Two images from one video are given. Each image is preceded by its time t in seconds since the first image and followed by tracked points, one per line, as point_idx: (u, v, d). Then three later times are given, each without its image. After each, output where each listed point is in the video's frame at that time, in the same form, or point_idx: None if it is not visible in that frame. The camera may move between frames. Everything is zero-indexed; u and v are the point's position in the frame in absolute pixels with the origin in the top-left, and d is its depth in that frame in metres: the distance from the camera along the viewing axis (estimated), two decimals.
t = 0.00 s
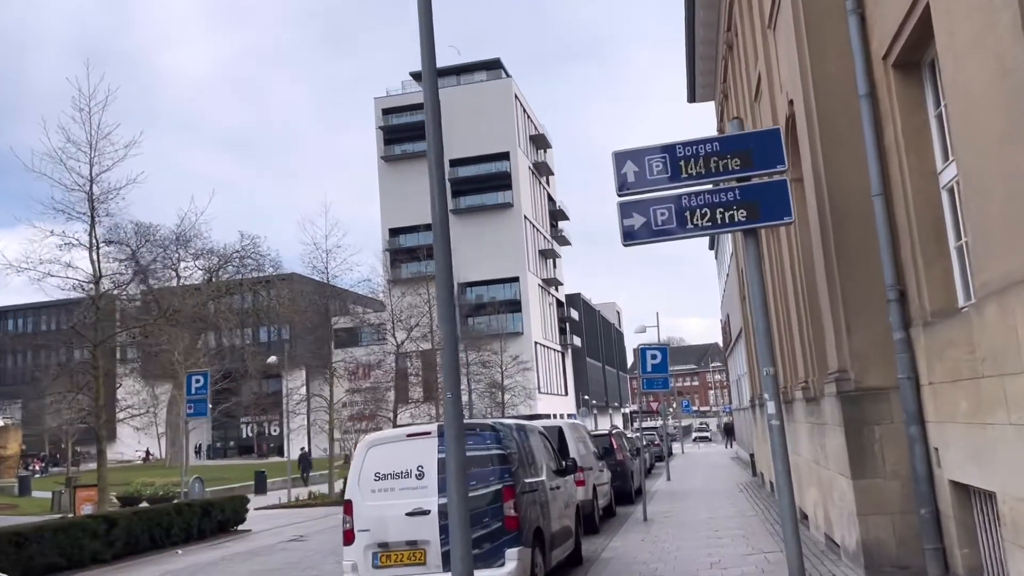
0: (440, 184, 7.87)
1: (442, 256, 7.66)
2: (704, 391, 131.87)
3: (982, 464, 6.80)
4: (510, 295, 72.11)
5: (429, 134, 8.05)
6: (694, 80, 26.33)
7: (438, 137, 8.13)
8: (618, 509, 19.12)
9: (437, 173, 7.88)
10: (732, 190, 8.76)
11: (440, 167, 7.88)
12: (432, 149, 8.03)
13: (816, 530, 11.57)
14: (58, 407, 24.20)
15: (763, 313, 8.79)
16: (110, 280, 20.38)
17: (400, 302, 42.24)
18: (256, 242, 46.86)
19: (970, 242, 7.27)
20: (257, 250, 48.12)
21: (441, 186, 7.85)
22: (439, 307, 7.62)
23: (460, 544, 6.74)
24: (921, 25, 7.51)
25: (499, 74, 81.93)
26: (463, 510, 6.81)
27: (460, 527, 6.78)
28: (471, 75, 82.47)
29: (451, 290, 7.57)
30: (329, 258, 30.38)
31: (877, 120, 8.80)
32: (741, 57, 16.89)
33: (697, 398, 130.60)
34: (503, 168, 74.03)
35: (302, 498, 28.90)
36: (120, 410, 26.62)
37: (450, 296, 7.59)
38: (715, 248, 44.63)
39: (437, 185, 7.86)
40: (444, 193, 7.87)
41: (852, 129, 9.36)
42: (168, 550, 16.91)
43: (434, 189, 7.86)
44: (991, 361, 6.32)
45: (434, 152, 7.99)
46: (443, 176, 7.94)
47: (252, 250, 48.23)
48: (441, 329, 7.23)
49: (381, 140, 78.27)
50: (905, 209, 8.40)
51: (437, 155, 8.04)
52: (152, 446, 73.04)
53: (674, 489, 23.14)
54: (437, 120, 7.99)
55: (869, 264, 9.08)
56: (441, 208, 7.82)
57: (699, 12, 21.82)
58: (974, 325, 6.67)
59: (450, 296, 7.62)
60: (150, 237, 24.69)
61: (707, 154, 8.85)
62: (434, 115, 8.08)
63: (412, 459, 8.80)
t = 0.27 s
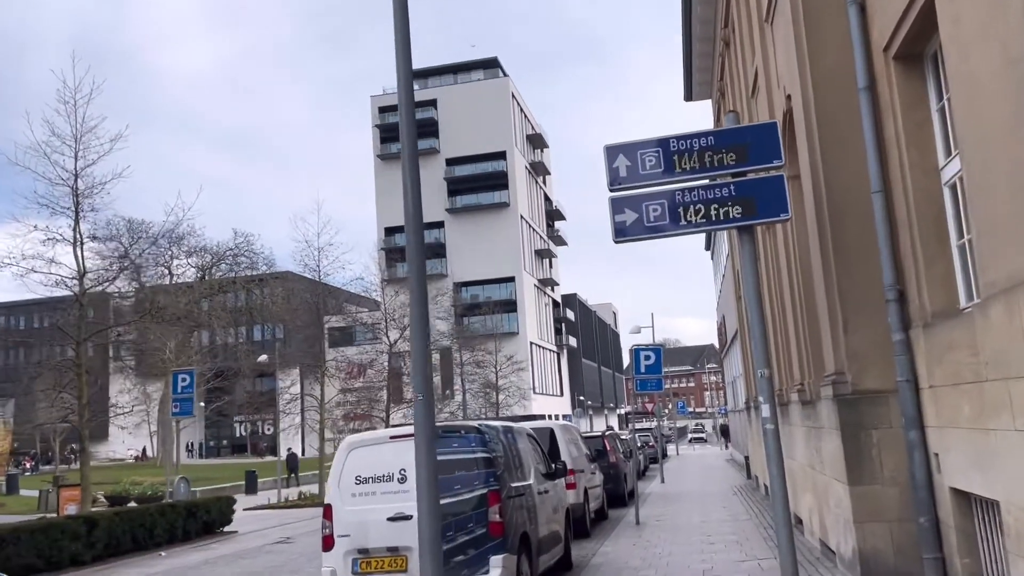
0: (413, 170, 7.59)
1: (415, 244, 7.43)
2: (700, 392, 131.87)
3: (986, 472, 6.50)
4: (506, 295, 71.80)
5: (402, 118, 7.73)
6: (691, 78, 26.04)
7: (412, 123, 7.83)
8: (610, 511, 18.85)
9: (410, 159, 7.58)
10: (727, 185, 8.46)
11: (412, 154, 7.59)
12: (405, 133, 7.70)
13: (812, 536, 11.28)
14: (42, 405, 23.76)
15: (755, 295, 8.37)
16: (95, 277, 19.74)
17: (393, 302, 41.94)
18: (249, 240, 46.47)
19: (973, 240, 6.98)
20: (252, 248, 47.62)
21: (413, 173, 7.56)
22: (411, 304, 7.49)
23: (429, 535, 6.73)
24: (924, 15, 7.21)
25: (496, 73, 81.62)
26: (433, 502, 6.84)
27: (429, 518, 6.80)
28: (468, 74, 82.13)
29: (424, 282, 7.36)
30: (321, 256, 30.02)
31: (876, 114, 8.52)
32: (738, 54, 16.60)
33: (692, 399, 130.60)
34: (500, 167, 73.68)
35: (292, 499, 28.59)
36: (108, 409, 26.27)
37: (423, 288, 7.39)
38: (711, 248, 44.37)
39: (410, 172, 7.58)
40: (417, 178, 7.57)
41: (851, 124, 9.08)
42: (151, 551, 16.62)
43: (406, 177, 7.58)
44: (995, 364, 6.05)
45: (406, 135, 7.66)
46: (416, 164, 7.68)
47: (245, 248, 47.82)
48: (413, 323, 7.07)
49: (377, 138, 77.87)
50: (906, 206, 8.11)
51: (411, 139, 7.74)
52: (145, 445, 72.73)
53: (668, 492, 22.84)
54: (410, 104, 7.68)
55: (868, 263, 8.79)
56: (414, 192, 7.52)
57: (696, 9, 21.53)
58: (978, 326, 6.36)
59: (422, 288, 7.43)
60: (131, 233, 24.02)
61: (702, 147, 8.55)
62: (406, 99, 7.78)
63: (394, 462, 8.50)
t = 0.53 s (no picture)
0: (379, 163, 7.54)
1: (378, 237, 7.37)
2: (696, 394, 131.69)
3: (983, 476, 6.25)
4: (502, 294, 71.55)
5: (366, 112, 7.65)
6: (688, 76, 25.81)
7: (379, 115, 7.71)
8: (601, 513, 18.62)
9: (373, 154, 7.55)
10: (719, 178, 8.20)
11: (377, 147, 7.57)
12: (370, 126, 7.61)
13: (805, 540, 11.03)
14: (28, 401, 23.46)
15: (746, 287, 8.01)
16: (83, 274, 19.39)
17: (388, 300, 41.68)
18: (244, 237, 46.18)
19: (972, 234, 6.74)
20: (247, 245, 47.29)
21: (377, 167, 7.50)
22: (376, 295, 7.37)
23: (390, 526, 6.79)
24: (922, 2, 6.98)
25: (495, 72, 81.35)
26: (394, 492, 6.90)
27: (390, 500, 6.84)
28: (466, 72, 81.90)
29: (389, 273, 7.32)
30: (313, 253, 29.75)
31: (874, 106, 8.29)
32: (734, 50, 16.34)
33: (689, 400, 130.42)
34: (497, 166, 73.40)
35: (283, 497, 28.34)
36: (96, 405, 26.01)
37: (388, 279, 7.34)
38: (708, 248, 44.13)
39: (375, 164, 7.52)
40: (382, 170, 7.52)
41: (847, 117, 8.84)
42: (134, 549, 16.41)
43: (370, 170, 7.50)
44: (994, 363, 5.81)
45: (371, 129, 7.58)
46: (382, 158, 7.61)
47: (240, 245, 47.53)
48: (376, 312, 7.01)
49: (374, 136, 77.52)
50: (902, 200, 7.86)
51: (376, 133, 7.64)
52: (138, 442, 72.44)
53: (662, 494, 22.58)
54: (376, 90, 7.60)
55: (864, 260, 8.53)
56: (379, 177, 7.50)
57: (693, 6, 21.31)
58: (976, 324, 6.11)
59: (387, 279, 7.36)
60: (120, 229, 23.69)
61: (694, 139, 8.30)
62: (373, 84, 7.67)
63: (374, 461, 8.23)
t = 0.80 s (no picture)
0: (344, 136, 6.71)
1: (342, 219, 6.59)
2: (693, 396, 131.47)
3: (984, 486, 6.01)
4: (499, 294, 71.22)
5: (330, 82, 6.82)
6: (686, 75, 25.56)
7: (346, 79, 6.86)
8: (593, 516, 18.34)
9: (337, 125, 6.70)
10: (713, 174, 7.92)
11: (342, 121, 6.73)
12: (334, 98, 6.76)
13: (799, 547, 10.78)
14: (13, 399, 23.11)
15: (742, 287, 7.66)
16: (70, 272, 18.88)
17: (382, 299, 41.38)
18: (238, 235, 45.79)
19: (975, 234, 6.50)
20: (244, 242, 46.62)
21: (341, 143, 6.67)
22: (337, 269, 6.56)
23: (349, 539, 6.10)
24: None
25: (493, 71, 81.13)
26: (353, 501, 6.19)
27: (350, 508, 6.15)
28: (464, 71, 81.63)
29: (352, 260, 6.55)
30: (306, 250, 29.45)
31: (873, 102, 8.03)
32: (733, 50, 16.07)
33: (685, 402, 130.27)
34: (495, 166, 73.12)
35: (272, 498, 28.02)
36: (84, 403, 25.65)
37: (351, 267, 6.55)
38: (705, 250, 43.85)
39: (338, 141, 6.68)
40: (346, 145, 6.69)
41: (846, 112, 8.57)
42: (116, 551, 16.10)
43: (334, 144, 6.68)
44: (996, 369, 5.56)
45: (335, 99, 6.75)
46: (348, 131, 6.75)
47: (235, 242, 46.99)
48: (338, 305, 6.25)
49: (372, 135, 77.09)
50: (903, 199, 7.58)
51: (341, 105, 6.78)
52: (131, 440, 72.01)
53: (657, 498, 22.30)
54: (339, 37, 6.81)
55: (862, 260, 8.27)
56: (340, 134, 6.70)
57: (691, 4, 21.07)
58: (979, 327, 5.84)
59: (351, 268, 6.55)
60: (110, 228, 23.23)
61: (689, 134, 8.02)
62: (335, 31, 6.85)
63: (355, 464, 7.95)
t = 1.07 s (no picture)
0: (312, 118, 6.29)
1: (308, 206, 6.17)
2: (692, 398, 131.29)
3: (988, 490, 5.77)
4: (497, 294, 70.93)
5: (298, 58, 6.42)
6: (686, 73, 25.32)
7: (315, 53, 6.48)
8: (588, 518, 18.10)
9: (305, 103, 6.31)
10: (710, 167, 7.67)
11: (310, 102, 6.32)
12: (303, 74, 6.36)
13: (796, 550, 10.54)
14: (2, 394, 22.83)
15: (739, 283, 7.40)
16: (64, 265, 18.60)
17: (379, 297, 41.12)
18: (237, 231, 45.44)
19: (982, 229, 6.25)
20: (241, 239, 45.84)
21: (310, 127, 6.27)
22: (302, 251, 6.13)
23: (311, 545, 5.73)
24: None
25: (494, 70, 80.86)
26: (317, 504, 5.82)
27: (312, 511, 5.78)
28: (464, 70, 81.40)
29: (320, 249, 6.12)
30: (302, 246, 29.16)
31: (876, 93, 7.79)
32: (734, 47, 15.79)
33: (684, 404, 130.05)
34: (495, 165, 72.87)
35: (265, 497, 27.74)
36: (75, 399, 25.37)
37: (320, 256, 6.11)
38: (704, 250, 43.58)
39: (306, 124, 6.28)
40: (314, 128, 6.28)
41: (849, 103, 8.31)
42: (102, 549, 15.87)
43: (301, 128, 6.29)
44: (1006, 368, 5.30)
45: (304, 72, 6.36)
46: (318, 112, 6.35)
47: (233, 240, 46.26)
48: (300, 298, 5.85)
49: (373, 133, 76.42)
50: (907, 192, 7.33)
51: (310, 81, 6.38)
52: (127, 437, 71.66)
53: (653, 499, 22.05)
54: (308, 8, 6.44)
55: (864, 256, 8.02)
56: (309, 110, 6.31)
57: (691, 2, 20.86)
58: (986, 324, 5.59)
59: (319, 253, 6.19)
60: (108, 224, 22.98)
61: (686, 125, 7.76)
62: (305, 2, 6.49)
63: (338, 462, 7.72)
